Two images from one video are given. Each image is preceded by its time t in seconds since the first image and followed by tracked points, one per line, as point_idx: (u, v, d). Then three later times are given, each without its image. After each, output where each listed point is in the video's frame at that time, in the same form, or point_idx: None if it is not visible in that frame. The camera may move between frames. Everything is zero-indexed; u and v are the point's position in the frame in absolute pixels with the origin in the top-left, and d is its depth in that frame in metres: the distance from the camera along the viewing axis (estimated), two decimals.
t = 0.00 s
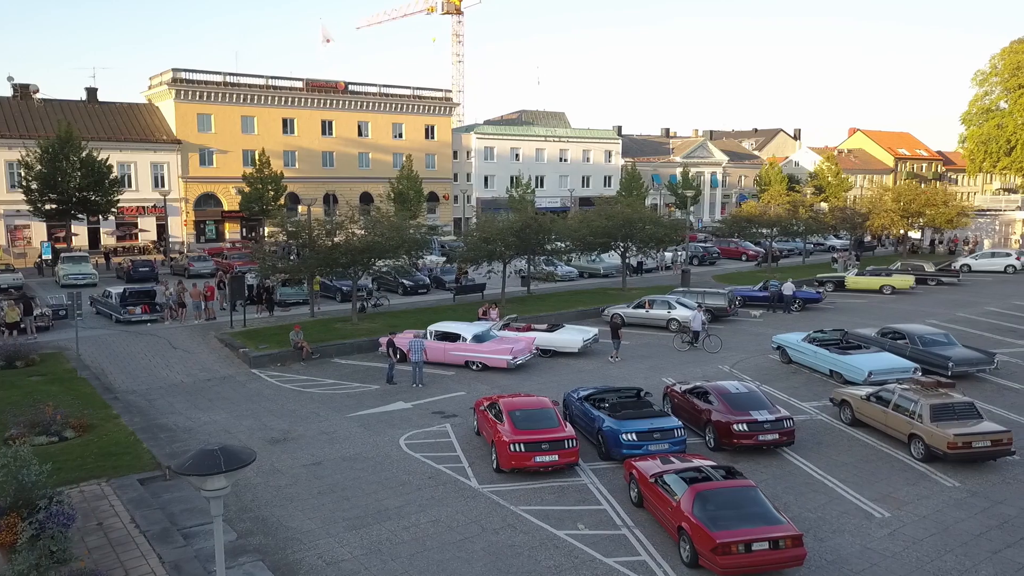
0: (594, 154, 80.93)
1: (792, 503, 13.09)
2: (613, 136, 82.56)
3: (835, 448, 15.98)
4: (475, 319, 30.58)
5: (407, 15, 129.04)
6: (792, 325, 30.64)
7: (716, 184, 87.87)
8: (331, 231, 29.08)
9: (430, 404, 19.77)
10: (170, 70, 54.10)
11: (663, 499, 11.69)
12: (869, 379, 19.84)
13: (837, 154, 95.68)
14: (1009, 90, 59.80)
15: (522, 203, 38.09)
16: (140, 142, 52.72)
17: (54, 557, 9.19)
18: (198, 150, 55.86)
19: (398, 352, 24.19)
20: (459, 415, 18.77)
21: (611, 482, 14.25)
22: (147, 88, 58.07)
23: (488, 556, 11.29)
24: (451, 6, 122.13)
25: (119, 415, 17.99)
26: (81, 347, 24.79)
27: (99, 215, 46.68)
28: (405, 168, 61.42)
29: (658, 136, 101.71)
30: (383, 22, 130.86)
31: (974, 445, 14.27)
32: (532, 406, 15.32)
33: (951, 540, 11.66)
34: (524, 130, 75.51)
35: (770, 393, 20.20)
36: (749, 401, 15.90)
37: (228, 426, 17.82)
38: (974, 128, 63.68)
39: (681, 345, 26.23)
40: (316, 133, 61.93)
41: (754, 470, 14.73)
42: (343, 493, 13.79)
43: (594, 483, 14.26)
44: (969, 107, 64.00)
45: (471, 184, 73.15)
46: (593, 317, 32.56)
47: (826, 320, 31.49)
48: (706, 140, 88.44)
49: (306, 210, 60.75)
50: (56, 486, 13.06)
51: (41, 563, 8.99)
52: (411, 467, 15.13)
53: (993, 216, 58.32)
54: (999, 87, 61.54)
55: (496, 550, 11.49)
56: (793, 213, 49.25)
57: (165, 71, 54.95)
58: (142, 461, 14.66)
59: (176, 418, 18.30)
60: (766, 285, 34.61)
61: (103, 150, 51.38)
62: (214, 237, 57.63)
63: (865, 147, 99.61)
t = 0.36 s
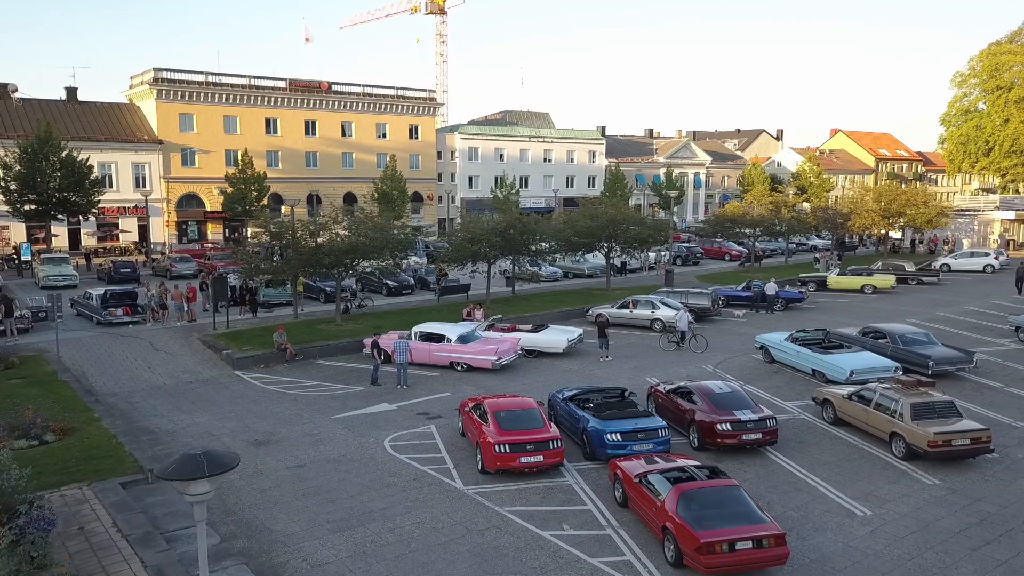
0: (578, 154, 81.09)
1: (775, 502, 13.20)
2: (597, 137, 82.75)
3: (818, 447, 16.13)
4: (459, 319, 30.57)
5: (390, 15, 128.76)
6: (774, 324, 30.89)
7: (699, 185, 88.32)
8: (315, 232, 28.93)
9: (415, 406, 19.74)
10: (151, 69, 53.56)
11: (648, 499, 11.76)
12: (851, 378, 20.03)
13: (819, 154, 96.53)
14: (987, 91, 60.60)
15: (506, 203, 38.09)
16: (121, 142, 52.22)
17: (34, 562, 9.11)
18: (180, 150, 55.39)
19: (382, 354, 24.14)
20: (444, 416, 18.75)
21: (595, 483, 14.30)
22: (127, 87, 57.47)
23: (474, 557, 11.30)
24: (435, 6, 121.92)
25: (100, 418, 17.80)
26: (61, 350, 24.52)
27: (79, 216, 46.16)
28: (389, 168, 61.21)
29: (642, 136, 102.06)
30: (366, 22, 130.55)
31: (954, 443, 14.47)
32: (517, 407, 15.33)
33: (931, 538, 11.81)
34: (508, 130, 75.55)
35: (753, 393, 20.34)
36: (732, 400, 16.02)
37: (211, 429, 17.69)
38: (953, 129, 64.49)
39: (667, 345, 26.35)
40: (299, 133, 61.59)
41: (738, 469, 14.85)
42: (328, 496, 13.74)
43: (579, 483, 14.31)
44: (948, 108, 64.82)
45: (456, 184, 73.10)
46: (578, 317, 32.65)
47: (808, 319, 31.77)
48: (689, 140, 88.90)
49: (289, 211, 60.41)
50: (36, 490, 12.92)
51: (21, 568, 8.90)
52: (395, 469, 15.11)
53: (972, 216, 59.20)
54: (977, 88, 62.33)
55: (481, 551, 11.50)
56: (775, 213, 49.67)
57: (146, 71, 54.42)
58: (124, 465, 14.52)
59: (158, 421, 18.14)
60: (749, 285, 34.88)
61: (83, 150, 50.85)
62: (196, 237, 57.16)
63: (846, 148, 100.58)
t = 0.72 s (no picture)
0: (562, 155, 81.23)
1: (758, 501, 13.32)
2: (581, 137, 82.96)
3: (800, 446, 16.29)
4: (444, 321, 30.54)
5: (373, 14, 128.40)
6: (757, 324, 31.14)
7: (682, 185, 88.78)
8: (298, 233, 28.78)
9: (399, 407, 19.70)
10: (132, 69, 53.07)
11: (632, 500, 11.82)
12: (833, 377, 20.24)
13: (800, 155, 97.33)
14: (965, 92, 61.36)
15: (491, 204, 38.07)
16: (101, 142, 51.67)
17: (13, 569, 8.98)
18: (162, 150, 54.89)
19: (366, 355, 24.07)
20: (429, 418, 18.74)
21: (580, 484, 14.35)
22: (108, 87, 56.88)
23: (459, 559, 11.31)
24: (418, 6, 121.61)
25: (81, 422, 17.60)
26: (41, 352, 24.23)
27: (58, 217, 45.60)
28: (372, 168, 61.01)
29: (626, 137, 102.35)
30: (349, 21, 130.10)
31: (934, 442, 14.66)
32: (501, 408, 15.34)
33: (911, 536, 11.97)
34: (492, 131, 75.56)
35: (736, 393, 20.50)
36: (716, 401, 16.13)
37: (194, 432, 17.56)
38: (932, 130, 65.30)
39: (654, 345, 26.36)
40: (281, 133, 61.23)
41: (721, 469, 14.97)
42: (312, 499, 13.69)
43: (564, 484, 14.35)
44: (927, 109, 65.64)
45: (440, 185, 73.01)
46: (562, 317, 32.74)
47: (790, 319, 32.07)
48: (672, 141, 89.33)
49: (272, 211, 60.04)
50: (16, 496, 12.76)
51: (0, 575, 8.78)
52: (380, 471, 15.08)
53: (951, 216, 59.73)
54: (956, 90, 63.14)
55: (466, 553, 11.51)
56: (758, 214, 50.07)
57: (126, 70, 53.91)
58: (105, 469, 14.39)
59: (140, 424, 17.97)
60: (732, 285, 35.14)
61: (62, 150, 50.26)
62: (178, 238, 56.70)
63: (828, 149, 101.48)
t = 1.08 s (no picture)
0: (545, 155, 81.34)
1: (740, 501, 13.43)
2: (564, 137, 83.11)
3: (781, 446, 16.44)
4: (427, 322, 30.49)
5: (355, 14, 127.88)
6: (738, 324, 31.38)
7: (664, 186, 89.24)
8: (279, 234, 28.61)
9: (382, 409, 19.65)
10: (111, 68, 52.50)
11: (615, 501, 11.88)
12: (813, 377, 20.44)
13: (781, 155, 98.16)
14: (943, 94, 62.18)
15: (474, 204, 38.03)
16: (79, 142, 51.04)
17: None
18: (141, 150, 54.33)
19: (349, 357, 23.98)
20: (412, 420, 18.70)
21: (563, 485, 14.40)
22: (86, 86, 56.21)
23: (442, 562, 11.31)
24: (400, 6, 121.24)
25: (59, 426, 17.39)
26: (18, 356, 23.89)
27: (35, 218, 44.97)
28: (354, 168, 60.71)
29: (608, 138, 102.65)
30: (331, 20, 129.55)
31: (913, 441, 14.86)
32: (485, 410, 15.34)
33: (891, 534, 12.12)
34: (475, 131, 75.51)
35: (718, 393, 20.65)
36: (698, 401, 16.24)
37: (175, 435, 17.41)
38: (911, 130, 66.13)
39: (640, 347, 26.40)
40: (262, 133, 60.82)
41: (704, 469, 15.08)
42: (295, 502, 13.63)
43: (547, 486, 14.38)
44: (906, 110, 66.46)
45: (422, 185, 72.84)
46: (546, 318, 32.82)
47: (771, 319, 32.35)
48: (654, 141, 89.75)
49: (253, 212, 59.60)
50: None
51: None
52: (363, 474, 15.03)
53: (929, 216, 60.14)
54: (933, 91, 63.92)
55: (450, 556, 11.51)
56: (739, 214, 50.43)
57: (105, 69, 53.31)
58: (85, 474, 14.24)
59: (120, 428, 17.78)
60: (714, 285, 35.38)
61: (39, 150, 49.58)
62: (158, 239, 56.19)
63: (808, 149, 102.42)
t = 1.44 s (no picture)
0: (525, 156, 81.41)
1: (720, 501, 13.54)
2: (544, 138, 83.23)
3: (760, 445, 16.60)
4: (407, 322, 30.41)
5: (334, 14, 127.13)
6: (718, 324, 31.62)
7: (644, 186, 89.69)
8: (258, 235, 28.38)
9: (363, 411, 19.58)
10: (86, 67, 51.80)
11: (596, 501, 11.93)
12: (791, 377, 20.65)
13: (759, 156, 99.00)
14: (918, 95, 63.17)
15: (454, 205, 37.96)
16: (53, 142, 50.30)
17: None
18: (117, 150, 53.65)
19: (329, 358, 23.87)
20: (392, 422, 18.64)
21: (544, 485, 14.44)
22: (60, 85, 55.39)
23: (424, 564, 11.29)
24: (380, 5, 120.76)
25: (34, 431, 17.12)
26: None
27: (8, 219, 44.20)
28: (334, 168, 60.34)
29: (588, 138, 102.94)
30: (310, 20, 128.79)
31: (889, 440, 15.06)
32: (466, 411, 15.32)
33: (869, 532, 12.29)
34: (455, 131, 75.38)
35: (698, 393, 20.80)
36: (678, 401, 16.35)
37: (152, 439, 17.20)
38: (886, 131, 67.22)
39: (623, 347, 26.45)
40: (240, 133, 60.28)
41: (684, 469, 15.19)
42: (274, 505, 13.54)
43: (528, 487, 14.41)
44: (881, 111, 67.45)
45: (402, 185, 72.58)
46: (527, 318, 32.87)
47: (750, 319, 32.64)
48: (634, 142, 90.17)
49: (231, 213, 59.07)
50: None
51: None
52: (344, 476, 14.97)
53: (905, 216, 60.28)
54: (908, 93, 64.88)
55: (431, 558, 11.49)
56: (718, 214, 50.85)
57: (79, 68, 52.58)
58: (60, 479, 14.03)
59: (96, 432, 17.54)
60: (693, 285, 35.63)
61: (12, 150, 48.79)
62: (135, 240, 55.57)
63: (785, 150, 103.45)
